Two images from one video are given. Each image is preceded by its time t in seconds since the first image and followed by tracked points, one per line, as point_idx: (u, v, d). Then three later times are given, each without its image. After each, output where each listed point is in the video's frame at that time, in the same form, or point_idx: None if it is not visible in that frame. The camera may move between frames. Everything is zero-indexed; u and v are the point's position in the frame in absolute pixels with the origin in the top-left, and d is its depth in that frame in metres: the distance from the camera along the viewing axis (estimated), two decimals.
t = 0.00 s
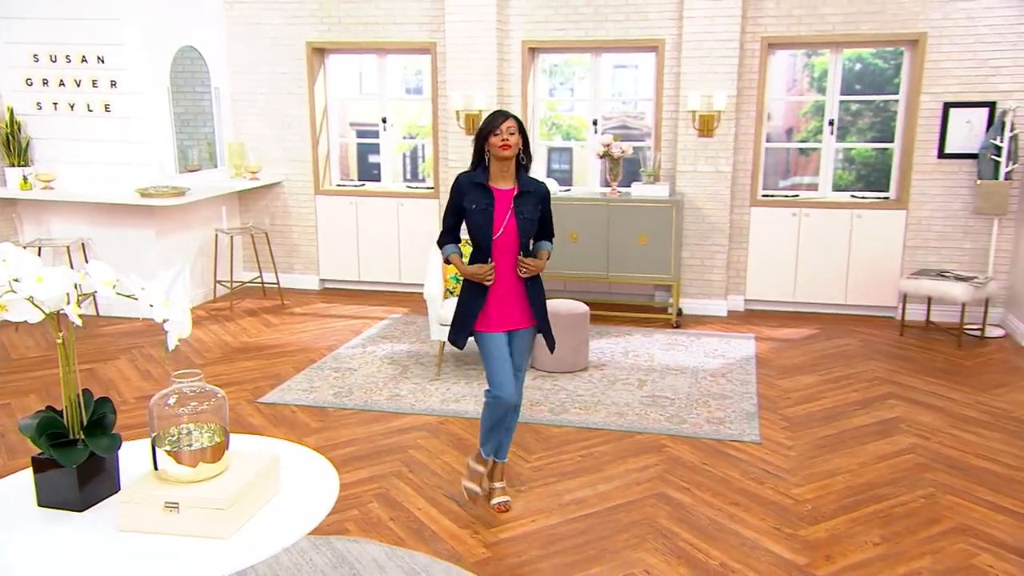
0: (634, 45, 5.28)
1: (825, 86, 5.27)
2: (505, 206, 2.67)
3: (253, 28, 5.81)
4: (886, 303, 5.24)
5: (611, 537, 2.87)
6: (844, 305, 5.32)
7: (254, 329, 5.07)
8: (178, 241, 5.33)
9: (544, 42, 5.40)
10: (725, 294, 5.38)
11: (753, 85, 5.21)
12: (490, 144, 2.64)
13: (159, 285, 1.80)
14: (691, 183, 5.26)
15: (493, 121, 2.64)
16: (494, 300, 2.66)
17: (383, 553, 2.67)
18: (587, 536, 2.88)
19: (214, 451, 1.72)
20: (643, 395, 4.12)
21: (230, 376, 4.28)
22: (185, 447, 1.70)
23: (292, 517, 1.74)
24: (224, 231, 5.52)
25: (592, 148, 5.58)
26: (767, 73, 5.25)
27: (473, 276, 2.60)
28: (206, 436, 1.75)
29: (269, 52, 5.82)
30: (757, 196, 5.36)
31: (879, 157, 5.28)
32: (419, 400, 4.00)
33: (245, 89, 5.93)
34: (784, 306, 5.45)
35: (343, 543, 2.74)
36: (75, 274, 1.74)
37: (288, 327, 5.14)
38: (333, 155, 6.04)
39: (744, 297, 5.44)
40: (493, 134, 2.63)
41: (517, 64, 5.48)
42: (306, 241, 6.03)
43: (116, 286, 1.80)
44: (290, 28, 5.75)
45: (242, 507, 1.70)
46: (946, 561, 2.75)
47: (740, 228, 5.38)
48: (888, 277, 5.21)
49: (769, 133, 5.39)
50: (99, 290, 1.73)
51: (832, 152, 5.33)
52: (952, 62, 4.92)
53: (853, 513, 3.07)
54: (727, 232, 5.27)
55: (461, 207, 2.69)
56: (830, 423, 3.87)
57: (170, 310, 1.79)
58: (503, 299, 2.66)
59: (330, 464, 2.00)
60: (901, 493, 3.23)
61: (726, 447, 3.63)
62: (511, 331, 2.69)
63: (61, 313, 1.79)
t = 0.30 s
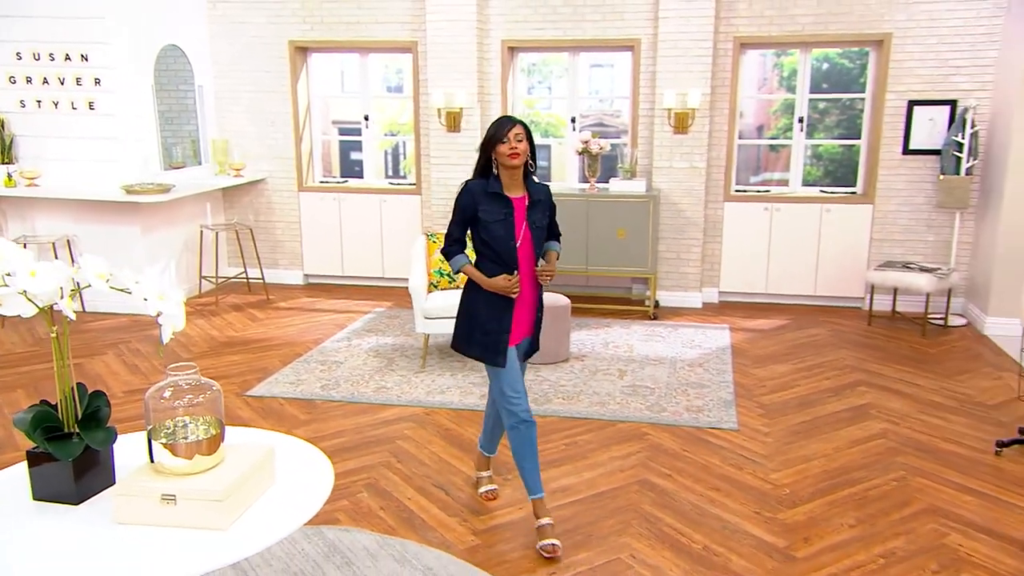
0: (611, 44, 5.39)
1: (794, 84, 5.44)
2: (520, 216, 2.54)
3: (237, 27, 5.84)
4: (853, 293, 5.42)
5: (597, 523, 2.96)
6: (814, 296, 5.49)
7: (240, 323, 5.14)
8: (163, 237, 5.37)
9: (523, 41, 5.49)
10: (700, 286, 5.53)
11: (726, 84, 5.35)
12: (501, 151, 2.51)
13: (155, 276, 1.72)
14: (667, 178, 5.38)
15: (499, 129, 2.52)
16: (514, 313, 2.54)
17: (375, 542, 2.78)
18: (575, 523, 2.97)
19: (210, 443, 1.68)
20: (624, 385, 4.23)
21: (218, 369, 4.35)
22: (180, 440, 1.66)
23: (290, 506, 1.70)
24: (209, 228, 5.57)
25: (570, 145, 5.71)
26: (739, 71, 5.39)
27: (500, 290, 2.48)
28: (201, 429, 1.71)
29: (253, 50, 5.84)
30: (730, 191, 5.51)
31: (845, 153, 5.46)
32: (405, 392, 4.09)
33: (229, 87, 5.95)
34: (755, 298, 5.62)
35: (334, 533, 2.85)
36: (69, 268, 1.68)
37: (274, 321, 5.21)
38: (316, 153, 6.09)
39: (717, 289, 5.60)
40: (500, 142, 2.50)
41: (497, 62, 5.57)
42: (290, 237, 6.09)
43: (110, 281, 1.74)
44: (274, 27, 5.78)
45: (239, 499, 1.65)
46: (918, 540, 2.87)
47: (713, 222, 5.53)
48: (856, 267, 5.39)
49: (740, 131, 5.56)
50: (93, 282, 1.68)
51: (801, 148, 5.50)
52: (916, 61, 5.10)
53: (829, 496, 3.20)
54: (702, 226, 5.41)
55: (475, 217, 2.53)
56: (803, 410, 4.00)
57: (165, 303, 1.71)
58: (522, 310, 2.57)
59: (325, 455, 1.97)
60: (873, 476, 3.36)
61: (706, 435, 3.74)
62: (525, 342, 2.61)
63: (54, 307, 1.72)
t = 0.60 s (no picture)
0: (590, 40, 5.49)
1: (766, 79, 5.59)
2: (536, 210, 2.44)
3: (219, 23, 5.85)
4: (825, 282, 5.59)
5: (584, 507, 3.05)
6: (786, 285, 5.65)
7: (226, 316, 5.20)
8: (147, 231, 5.40)
9: (503, 37, 5.57)
10: (677, 276, 5.66)
11: (701, 79, 5.49)
12: (513, 141, 2.36)
13: (147, 268, 1.75)
14: (645, 172, 5.48)
15: (508, 118, 2.36)
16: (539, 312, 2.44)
17: (367, 529, 2.85)
18: (564, 508, 3.05)
19: (206, 433, 1.74)
20: (606, 372, 4.34)
21: (205, 361, 4.42)
22: (177, 429, 1.72)
23: (286, 495, 1.76)
24: (194, 221, 5.61)
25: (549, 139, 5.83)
26: (714, 67, 5.53)
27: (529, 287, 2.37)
28: (197, 418, 1.77)
29: (236, 46, 5.87)
30: (706, 183, 5.66)
31: (815, 147, 5.64)
32: (392, 381, 4.18)
33: (211, 82, 5.97)
34: (729, 287, 5.78)
35: (326, 520, 2.92)
36: (61, 258, 1.68)
37: (260, 313, 5.27)
38: (299, 147, 6.13)
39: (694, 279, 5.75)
40: (512, 134, 2.34)
41: (478, 58, 5.65)
42: (274, 230, 6.14)
43: (103, 272, 1.74)
44: (256, 22, 5.80)
45: (236, 487, 1.71)
46: (893, 519, 2.99)
47: (690, 214, 5.67)
48: (827, 256, 5.55)
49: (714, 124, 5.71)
50: (88, 274, 1.69)
51: (774, 141, 5.67)
52: (885, 57, 5.27)
53: (807, 478, 3.31)
54: (679, 218, 5.53)
55: (489, 214, 2.41)
56: (780, 394, 4.12)
57: (159, 294, 1.75)
58: (547, 308, 2.46)
59: (321, 446, 2.02)
60: (849, 458, 3.49)
61: (686, 420, 3.85)
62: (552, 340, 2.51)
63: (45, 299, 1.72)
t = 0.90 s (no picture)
0: (564, 35, 5.55)
1: (735, 75, 5.68)
2: (532, 205, 2.35)
3: (194, 16, 5.85)
4: (795, 272, 5.73)
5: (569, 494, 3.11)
6: (758, 275, 5.79)
7: (205, 310, 5.22)
8: (124, 226, 5.40)
9: (479, 32, 5.59)
10: (652, 268, 5.75)
11: (675, 73, 5.58)
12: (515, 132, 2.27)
13: (133, 259, 1.73)
14: (620, 165, 5.57)
15: (512, 106, 2.28)
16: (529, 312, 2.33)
17: (355, 519, 2.83)
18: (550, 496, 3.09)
19: (196, 426, 1.71)
20: (585, 363, 4.41)
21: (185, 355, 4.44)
22: (165, 422, 1.69)
23: (278, 487, 1.73)
24: (170, 216, 5.60)
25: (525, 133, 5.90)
26: (687, 61, 5.63)
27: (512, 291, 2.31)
28: (186, 411, 1.75)
29: (210, 40, 5.87)
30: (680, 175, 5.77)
31: (784, 141, 5.75)
32: (373, 373, 4.22)
33: (187, 77, 5.97)
34: (703, 279, 5.89)
35: (312, 512, 2.90)
36: (46, 251, 1.69)
37: (239, 307, 5.30)
38: (275, 141, 6.14)
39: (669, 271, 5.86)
40: (513, 123, 2.26)
41: (454, 52, 5.68)
42: (252, 225, 6.15)
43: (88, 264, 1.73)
44: (231, 17, 5.81)
45: (227, 480, 1.68)
46: (870, 501, 3.07)
47: (664, 207, 5.77)
48: (796, 247, 5.69)
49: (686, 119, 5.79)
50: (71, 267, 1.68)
51: (745, 135, 5.76)
52: (851, 53, 5.39)
53: (785, 463, 3.39)
54: (653, 210, 5.61)
55: (483, 206, 2.36)
56: (756, 382, 4.21)
57: (144, 286, 1.73)
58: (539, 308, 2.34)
59: (311, 439, 1.99)
60: (824, 442, 3.58)
61: (666, 408, 3.93)
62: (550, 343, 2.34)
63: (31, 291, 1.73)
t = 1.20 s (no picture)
0: (536, 30, 5.68)
1: (703, 70, 5.87)
2: (531, 211, 2.22)
3: (163, 10, 5.82)
4: (761, 263, 5.91)
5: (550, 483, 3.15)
6: (726, 266, 5.95)
7: (179, 306, 5.23)
8: (94, 222, 5.37)
9: (451, 27, 5.71)
10: (624, 260, 5.88)
11: (643, 68, 5.73)
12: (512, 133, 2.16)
13: (113, 252, 1.69)
14: (591, 159, 5.68)
15: (512, 107, 2.16)
16: (527, 324, 2.22)
17: (337, 512, 2.76)
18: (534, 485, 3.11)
19: (180, 420, 1.68)
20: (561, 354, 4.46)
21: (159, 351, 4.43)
22: (149, 417, 1.65)
23: (265, 480, 1.72)
24: (141, 211, 5.57)
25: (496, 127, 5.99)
26: (656, 55, 5.77)
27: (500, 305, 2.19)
28: (170, 406, 1.70)
29: (175, 33, 5.85)
30: (650, 169, 5.88)
31: (750, 135, 5.93)
32: (351, 367, 4.26)
33: (157, 71, 5.94)
34: (673, 270, 6.04)
35: (295, 506, 2.81)
36: (22, 243, 1.65)
37: (212, 303, 5.31)
38: (246, 136, 6.15)
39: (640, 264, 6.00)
40: (513, 125, 2.14)
41: (426, 47, 5.77)
42: (224, 220, 6.16)
43: (67, 257, 1.69)
44: (202, 10, 5.79)
45: (214, 473, 1.66)
46: (842, 484, 3.17)
47: (635, 200, 5.90)
48: (762, 238, 5.87)
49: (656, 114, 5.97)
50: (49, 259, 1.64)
51: (713, 129, 5.95)
52: (813, 50, 5.58)
53: (759, 449, 3.47)
54: (624, 204, 5.73)
55: (481, 211, 2.26)
56: (728, 370, 4.30)
57: (125, 279, 1.68)
58: (537, 319, 2.22)
59: (296, 431, 1.97)
60: (796, 427, 3.68)
61: (641, 397, 4.01)
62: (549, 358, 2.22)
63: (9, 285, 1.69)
